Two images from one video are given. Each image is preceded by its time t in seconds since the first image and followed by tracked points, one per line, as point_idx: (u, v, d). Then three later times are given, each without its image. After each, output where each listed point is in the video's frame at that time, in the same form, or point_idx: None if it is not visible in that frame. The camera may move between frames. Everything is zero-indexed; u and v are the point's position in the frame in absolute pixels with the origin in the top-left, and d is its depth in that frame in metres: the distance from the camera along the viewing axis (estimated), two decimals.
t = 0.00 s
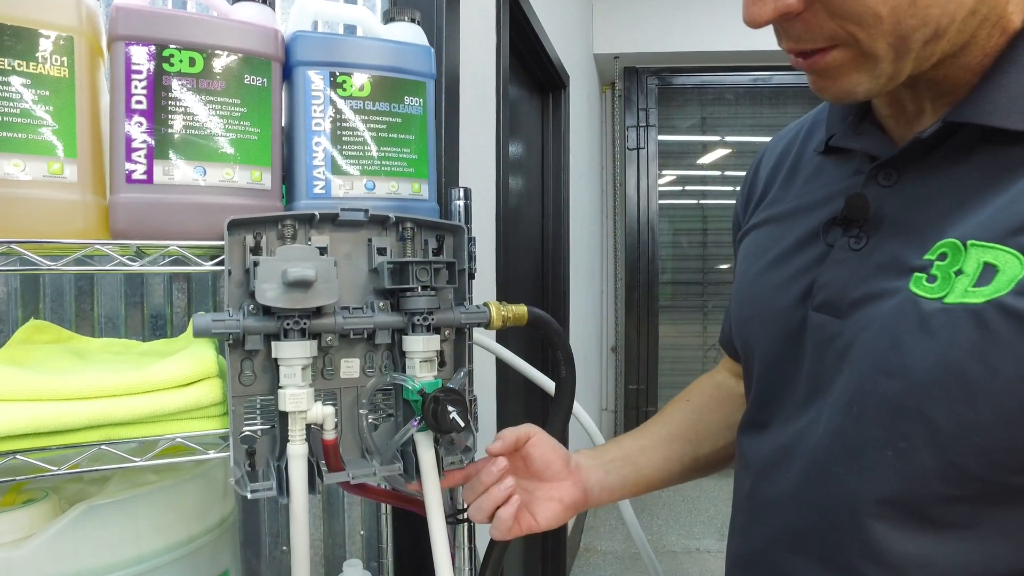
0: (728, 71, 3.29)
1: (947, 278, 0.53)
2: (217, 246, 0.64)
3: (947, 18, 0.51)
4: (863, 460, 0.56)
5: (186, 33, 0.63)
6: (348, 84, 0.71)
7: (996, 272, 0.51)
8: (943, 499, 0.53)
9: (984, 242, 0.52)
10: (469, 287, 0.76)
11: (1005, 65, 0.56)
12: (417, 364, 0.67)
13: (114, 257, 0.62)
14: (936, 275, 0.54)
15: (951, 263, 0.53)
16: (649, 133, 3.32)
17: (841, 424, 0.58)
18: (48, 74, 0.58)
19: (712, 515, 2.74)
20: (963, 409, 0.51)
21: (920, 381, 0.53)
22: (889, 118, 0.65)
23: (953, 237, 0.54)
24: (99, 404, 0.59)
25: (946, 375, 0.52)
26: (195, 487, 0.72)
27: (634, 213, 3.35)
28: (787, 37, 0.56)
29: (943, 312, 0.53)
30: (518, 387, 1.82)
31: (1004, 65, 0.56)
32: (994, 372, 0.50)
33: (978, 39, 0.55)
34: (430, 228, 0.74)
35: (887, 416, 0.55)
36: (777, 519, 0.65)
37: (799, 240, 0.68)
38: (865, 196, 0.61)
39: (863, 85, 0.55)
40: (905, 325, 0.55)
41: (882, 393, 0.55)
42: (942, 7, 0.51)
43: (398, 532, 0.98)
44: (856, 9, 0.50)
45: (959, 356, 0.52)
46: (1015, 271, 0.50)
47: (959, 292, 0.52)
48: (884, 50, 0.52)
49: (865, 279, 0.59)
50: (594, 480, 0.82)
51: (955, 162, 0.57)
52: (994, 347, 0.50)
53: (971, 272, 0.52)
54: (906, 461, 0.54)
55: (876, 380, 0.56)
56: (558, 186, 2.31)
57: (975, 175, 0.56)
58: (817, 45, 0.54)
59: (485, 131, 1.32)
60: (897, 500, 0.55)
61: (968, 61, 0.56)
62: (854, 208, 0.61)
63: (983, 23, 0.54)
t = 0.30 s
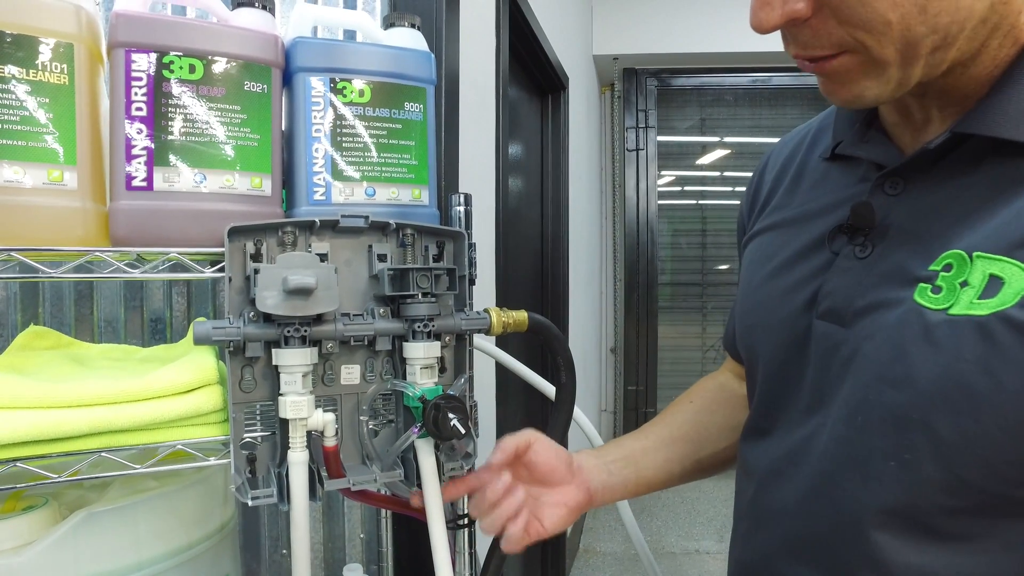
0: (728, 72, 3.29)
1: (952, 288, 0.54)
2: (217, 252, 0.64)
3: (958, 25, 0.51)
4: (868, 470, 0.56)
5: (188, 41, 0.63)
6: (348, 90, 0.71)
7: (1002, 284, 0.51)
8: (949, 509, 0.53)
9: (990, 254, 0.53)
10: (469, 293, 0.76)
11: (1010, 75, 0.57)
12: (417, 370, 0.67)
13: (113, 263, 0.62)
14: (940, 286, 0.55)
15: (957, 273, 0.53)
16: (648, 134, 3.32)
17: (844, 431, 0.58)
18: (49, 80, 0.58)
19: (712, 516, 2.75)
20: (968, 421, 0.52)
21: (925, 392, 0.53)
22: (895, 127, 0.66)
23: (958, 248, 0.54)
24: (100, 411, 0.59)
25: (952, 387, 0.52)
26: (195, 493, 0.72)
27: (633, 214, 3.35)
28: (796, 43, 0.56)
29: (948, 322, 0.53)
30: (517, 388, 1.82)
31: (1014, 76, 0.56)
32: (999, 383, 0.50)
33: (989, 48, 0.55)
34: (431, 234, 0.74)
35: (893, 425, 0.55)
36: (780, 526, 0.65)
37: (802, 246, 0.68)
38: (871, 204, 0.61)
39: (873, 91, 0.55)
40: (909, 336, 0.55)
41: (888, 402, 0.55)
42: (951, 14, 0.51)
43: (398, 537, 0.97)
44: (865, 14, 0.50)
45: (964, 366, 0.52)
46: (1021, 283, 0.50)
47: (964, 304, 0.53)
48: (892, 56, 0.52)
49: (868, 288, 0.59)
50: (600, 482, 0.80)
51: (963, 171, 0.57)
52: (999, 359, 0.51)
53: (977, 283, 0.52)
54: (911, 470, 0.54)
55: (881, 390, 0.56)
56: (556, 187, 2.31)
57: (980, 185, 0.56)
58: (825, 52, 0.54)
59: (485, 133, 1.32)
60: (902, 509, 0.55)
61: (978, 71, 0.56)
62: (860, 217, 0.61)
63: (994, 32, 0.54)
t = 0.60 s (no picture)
0: (727, 72, 3.30)
1: (933, 282, 0.54)
2: (218, 252, 0.64)
3: (940, 21, 0.51)
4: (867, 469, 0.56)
5: (189, 42, 0.63)
6: (348, 90, 0.71)
7: (979, 276, 0.52)
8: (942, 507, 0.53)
9: (967, 246, 0.53)
10: (469, 293, 0.77)
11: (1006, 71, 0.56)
12: (417, 371, 0.68)
13: (113, 264, 0.62)
14: (921, 280, 0.55)
15: (937, 267, 0.54)
16: (647, 134, 3.33)
17: (839, 430, 0.58)
18: (49, 81, 0.58)
19: (711, 516, 2.75)
20: (966, 419, 0.51)
21: (922, 391, 0.53)
22: (887, 126, 0.66)
23: (942, 242, 0.55)
24: (100, 412, 0.59)
25: (949, 386, 0.52)
26: (195, 493, 0.72)
27: (632, 214, 3.35)
28: (784, 36, 0.56)
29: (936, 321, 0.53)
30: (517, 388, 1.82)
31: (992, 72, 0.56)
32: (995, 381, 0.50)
33: (969, 43, 0.55)
34: (431, 235, 0.74)
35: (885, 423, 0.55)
36: (778, 526, 0.65)
37: (800, 247, 0.69)
38: (859, 203, 0.61)
39: (858, 86, 0.55)
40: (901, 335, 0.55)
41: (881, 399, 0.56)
42: (933, 9, 0.51)
43: (397, 537, 0.97)
44: (850, 7, 0.50)
45: (961, 365, 0.52)
46: (997, 275, 0.51)
47: (946, 297, 0.53)
48: (876, 50, 0.52)
49: (862, 286, 0.59)
50: (646, 480, 0.80)
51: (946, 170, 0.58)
52: (996, 357, 0.51)
53: (956, 276, 0.53)
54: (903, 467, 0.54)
55: (877, 390, 0.56)
56: (556, 187, 2.31)
57: (964, 183, 0.56)
58: (811, 45, 0.54)
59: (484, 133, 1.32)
60: (901, 508, 0.55)
61: (959, 67, 0.57)
62: (848, 215, 0.62)
63: (974, 28, 0.54)
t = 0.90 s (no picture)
0: (726, 72, 3.30)
1: (897, 272, 0.54)
2: (217, 253, 0.64)
3: (900, 22, 0.53)
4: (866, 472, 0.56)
5: (189, 43, 0.64)
6: (348, 91, 0.71)
7: (935, 263, 0.52)
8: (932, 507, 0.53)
9: (926, 234, 0.53)
10: (469, 294, 0.77)
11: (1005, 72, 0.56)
12: (416, 372, 0.68)
13: (112, 265, 0.62)
14: (886, 270, 0.56)
15: (902, 257, 0.54)
16: (646, 135, 3.33)
17: (822, 428, 0.58)
18: (49, 83, 0.58)
19: (710, 516, 2.75)
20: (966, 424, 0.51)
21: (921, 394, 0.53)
22: (875, 123, 0.67)
23: (908, 233, 0.55)
24: (100, 413, 0.59)
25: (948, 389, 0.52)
26: (194, 494, 0.72)
27: (632, 214, 3.36)
28: (758, 43, 0.59)
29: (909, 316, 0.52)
30: (517, 389, 1.82)
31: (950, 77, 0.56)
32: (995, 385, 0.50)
33: (935, 44, 0.56)
34: (430, 236, 0.74)
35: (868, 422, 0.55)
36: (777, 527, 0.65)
37: (802, 249, 0.69)
38: (842, 201, 0.63)
39: (832, 86, 0.58)
40: (876, 331, 0.55)
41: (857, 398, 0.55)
42: (891, 12, 0.52)
43: (396, 538, 0.97)
44: (810, 16, 0.53)
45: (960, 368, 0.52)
46: (951, 260, 0.51)
47: (905, 284, 0.53)
48: (842, 52, 0.55)
49: (850, 284, 0.59)
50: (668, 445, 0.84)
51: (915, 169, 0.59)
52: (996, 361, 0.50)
53: (915, 264, 0.53)
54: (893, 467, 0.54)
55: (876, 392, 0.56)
56: (556, 188, 2.32)
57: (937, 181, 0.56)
58: (779, 51, 0.57)
59: (485, 134, 1.32)
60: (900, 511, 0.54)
61: (926, 67, 0.57)
62: (830, 213, 0.64)
63: (935, 29, 0.55)
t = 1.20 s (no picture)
0: (725, 72, 3.30)
1: (880, 248, 0.56)
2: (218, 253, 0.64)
3: (885, 21, 0.56)
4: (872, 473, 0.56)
5: (191, 42, 0.63)
6: (350, 91, 0.71)
7: (916, 237, 0.54)
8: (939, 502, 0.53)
9: (909, 212, 0.55)
10: (471, 294, 0.76)
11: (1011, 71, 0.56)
12: (419, 372, 0.67)
13: (114, 265, 0.61)
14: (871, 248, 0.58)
15: (886, 234, 0.56)
16: (646, 135, 3.33)
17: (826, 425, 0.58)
18: (50, 81, 0.58)
19: (710, 516, 2.75)
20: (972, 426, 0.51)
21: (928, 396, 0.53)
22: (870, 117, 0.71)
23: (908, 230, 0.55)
24: (102, 414, 0.59)
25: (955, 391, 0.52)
26: (196, 495, 0.71)
27: (631, 213, 3.35)
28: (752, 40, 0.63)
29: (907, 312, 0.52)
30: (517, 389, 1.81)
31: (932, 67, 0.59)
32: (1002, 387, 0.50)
33: (917, 44, 0.60)
34: (432, 235, 0.74)
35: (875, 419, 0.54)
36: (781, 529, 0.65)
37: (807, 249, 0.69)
38: (831, 189, 0.66)
39: (820, 81, 0.62)
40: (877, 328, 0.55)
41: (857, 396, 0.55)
42: (877, 11, 0.56)
43: (397, 539, 0.97)
44: (799, 14, 0.57)
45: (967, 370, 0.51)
46: (929, 233, 0.53)
47: (887, 259, 0.55)
48: (829, 49, 0.59)
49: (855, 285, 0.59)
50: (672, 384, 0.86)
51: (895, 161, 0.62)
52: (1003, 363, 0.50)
53: (896, 238, 0.55)
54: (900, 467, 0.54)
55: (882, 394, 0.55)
56: (556, 188, 2.32)
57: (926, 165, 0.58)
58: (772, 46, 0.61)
59: (486, 134, 1.32)
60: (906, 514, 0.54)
61: (912, 64, 0.61)
62: (821, 200, 0.67)
63: (918, 29, 0.59)
